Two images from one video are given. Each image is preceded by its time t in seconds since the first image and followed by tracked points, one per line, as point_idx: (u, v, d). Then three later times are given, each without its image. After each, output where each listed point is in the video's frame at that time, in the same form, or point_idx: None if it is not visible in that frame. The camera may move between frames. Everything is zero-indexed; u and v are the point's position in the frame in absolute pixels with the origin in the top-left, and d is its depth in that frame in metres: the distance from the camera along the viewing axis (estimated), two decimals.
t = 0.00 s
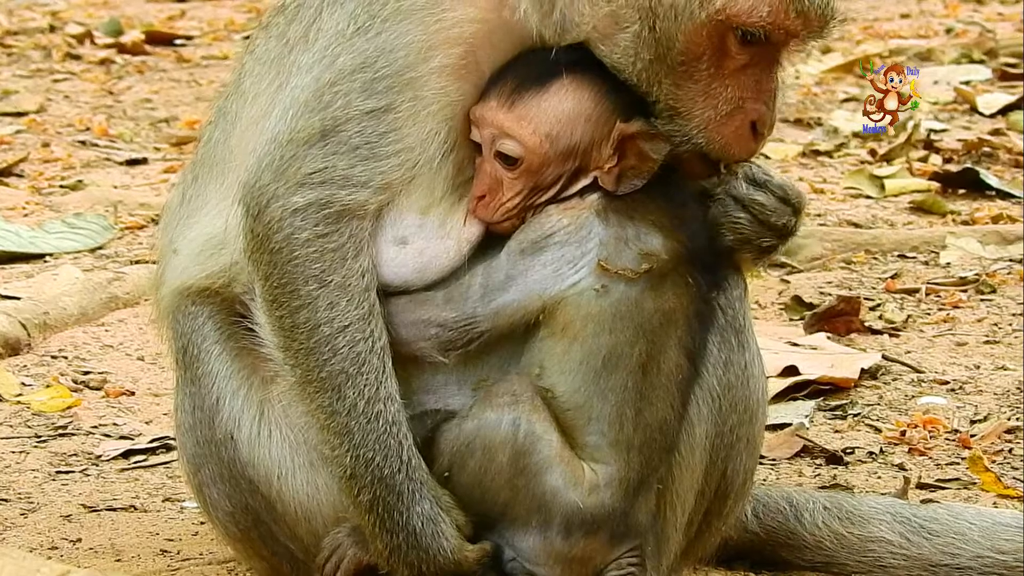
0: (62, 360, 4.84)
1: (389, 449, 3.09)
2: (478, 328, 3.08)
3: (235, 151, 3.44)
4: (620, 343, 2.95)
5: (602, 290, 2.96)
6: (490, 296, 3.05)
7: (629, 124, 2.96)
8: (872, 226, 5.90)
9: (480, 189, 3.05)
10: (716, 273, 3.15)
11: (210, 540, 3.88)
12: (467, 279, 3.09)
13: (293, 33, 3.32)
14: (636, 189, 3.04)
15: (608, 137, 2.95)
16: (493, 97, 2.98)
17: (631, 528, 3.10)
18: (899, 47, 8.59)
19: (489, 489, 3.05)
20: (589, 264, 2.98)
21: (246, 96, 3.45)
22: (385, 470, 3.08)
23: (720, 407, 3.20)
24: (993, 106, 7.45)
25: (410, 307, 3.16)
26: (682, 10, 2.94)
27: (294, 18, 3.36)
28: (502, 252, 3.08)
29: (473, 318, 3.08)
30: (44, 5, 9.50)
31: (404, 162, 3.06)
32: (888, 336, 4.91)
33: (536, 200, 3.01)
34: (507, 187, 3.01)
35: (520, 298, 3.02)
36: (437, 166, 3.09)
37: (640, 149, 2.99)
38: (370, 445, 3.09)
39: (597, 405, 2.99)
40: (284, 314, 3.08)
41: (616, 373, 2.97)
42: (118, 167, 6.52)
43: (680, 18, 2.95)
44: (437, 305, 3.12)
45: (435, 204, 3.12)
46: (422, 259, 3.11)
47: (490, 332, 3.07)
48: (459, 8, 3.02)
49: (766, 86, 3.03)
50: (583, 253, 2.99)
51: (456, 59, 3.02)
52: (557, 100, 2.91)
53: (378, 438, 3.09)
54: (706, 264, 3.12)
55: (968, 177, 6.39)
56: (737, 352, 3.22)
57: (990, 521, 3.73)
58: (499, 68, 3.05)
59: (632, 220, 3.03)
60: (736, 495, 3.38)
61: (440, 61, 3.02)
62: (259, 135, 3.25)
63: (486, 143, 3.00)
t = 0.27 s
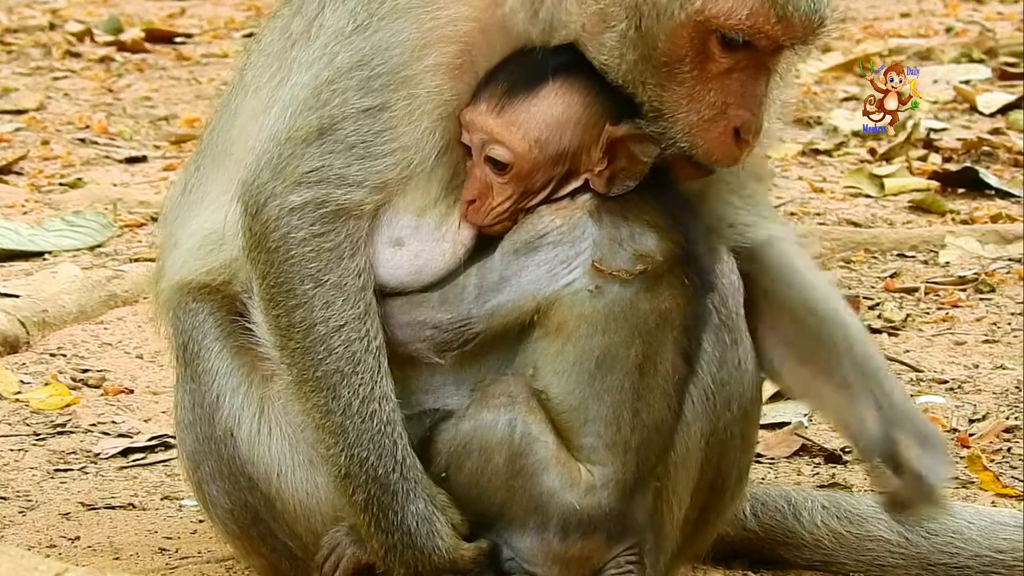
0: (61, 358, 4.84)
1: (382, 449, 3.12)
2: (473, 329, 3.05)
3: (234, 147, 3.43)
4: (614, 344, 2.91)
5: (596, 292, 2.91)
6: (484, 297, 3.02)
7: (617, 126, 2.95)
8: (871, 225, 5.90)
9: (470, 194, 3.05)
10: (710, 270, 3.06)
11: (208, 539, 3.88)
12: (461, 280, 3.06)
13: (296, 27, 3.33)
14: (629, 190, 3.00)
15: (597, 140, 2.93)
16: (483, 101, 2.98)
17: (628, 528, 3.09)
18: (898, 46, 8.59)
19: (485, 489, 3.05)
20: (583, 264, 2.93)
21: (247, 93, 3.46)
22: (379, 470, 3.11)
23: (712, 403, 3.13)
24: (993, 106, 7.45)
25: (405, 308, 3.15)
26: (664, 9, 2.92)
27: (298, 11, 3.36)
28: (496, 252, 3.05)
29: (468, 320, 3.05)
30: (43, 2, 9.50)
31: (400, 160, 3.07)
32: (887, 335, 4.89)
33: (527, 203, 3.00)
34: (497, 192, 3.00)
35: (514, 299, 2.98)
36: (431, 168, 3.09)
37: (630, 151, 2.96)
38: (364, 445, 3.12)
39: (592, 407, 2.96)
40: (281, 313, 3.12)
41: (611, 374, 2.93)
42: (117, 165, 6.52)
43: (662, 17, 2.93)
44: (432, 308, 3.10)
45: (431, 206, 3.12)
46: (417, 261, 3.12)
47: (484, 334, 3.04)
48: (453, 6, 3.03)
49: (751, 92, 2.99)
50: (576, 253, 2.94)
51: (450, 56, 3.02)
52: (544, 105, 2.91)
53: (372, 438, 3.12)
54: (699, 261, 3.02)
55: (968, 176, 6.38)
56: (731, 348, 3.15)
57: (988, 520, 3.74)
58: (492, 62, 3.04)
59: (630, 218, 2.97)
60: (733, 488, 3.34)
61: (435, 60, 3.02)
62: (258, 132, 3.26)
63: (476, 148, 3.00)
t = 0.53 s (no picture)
0: (60, 357, 4.84)
1: (376, 454, 3.12)
2: (466, 334, 3.06)
3: (234, 146, 3.42)
4: (604, 347, 2.99)
5: (585, 295, 2.98)
6: (476, 301, 3.03)
7: (600, 130, 2.96)
8: (870, 224, 5.89)
9: (455, 197, 3.06)
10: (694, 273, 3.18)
11: (208, 538, 3.88)
12: (453, 284, 3.07)
13: (297, 27, 3.28)
14: (614, 190, 3.04)
15: (580, 144, 2.95)
16: (463, 107, 2.98)
17: (624, 526, 3.15)
18: (898, 44, 8.58)
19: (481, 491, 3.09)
20: (573, 267, 2.99)
21: (248, 92, 3.43)
22: (373, 475, 3.12)
23: (699, 405, 3.11)
24: (993, 104, 7.44)
25: (399, 313, 3.16)
26: (648, 7, 2.89)
27: (299, 12, 3.31)
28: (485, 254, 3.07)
29: (461, 324, 3.05)
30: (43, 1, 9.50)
31: (394, 166, 3.05)
32: (886, 334, 4.90)
33: (512, 205, 3.03)
34: (481, 196, 3.03)
35: (505, 303, 3.01)
36: (425, 172, 3.08)
37: (614, 153, 2.97)
38: (358, 451, 3.12)
39: (583, 409, 3.04)
40: (275, 317, 3.12)
41: (601, 377, 3.01)
42: (117, 164, 6.52)
43: (647, 15, 2.90)
44: (425, 312, 3.10)
45: (425, 210, 3.12)
46: (411, 266, 3.12)
47: (478, 338, 3.05)
48: (445, 12, 2.99)
49: (740, 90, 2.94)
50: (564, 256, 2.99)
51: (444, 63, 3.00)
52: (526, 111, 2.93)
53: (366, 442, 3.12)
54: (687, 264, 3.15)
55: (967, 175, 6.37)
56: (716, 348, 3.14)
57: (987, 519, 3.73)
58: (481, 63, 3.01)
59: (619, 220, 3.04)
60: (723, 491, 3.25)
61: (427, 66, 3.00)
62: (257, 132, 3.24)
63: (459, 154, 3.00)
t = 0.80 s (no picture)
0: (57, 357, 4.84)
1: (370, 458, 3.12)
2: (464, 335, 3.04)
3: (221, 156, 3.45)
4: (601, 346, 2.96)
5: (584, 296, 2.95)
6: (474, 302, 3.01)
7: (603, 125, 2.92)
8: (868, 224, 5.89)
9: (457, 195, 3.02)
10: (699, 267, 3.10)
11: (206, 538, 3.88)
12: (450, 285, 3.05)
13: (279, 41, 3.34)
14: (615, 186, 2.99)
15: (582, 140, 2.91)
16: (464, 107, 2.94)
17: (622, 526, 3.10)
18: (896, 45, 8.58)
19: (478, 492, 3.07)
20: (572, 266, 2.96)
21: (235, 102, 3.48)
22: (366, 480, 3.11)
23: (701, 402, 3.14)
24: (991, 104, 7.43)
25: (394, 316, 3.15)
26: None
27: (281, 25, 3.37)
28: (483, 254, 3.05)
29: (458, 325, 3.04)
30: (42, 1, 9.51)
31: (381, 172, 3.08)
32: (884, 335, 4.90)
33: (514, 204, 2.99)
34: (483, 193, 2.99)
35: (503, 303, 2.99)
36: (413, 180, 3.11)
37: (616, 148, 2.94)
38: (352, 455, 3.12)
39: (581, 409, 3.01)
40: (265, 326, 3.12)
41: (599, 377, 2.98)
42: (114, 164, 6.52)
43: None
44: (422, 314, 3.08)
45: (415, 216, 3.14)
46: (402, 269, 3.14)
47: (475, 338, 3.04)
48: (434, 22, 3.05)
49: None
50: (564, 256, 2.96)
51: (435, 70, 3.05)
52: (528, 108, 2.89)
53: (360, 447, 3.12)
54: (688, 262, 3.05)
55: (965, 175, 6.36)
56: (716, 347, 3.16)
57: (984, 520, 3.73)
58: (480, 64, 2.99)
59: (617, 217, 2.99)
60: (721, 484, 3.32)
61: (415, 74, 3.05)
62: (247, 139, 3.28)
63: (460, 152, 2.95)
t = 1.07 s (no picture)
0: (56, 359, 4.84)
1: (368, 451, 3.13)
2: (458, 327, 3.06)
3: (212, 162, 3.50)
4: (595, 343, 2.93)
5: (577, 289, 2.95)
6: (467, 295, 3.03)
7: (604, 114, 2.98)
8: (866, 225, 5.89)
9: (457, 180, 3.07)
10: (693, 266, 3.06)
11: (204, 540, 3.88)
12: (444, 279, 3.07)
13: (262, 49, 3.40)
14: (614, 179, 3.01)
15: (583, 128, 2.97)
16: (465, 92, 3.01)
17: (617, 525, 3.05)
18: (894, 45, 8.58)
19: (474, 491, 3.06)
20: (566, 259, 2.97)
21: (225, 107, 3.52)
22: (364, 473, 3.12)
23: (694, 403, 3.16)
24: (988, 106, 7.44)
25: (387, 310, 3.16)
26: None
27: (263, 35, 3.44)
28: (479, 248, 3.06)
29: (452, 318, 3.05)
30: (40, 2, 9.50)
31: (372, 162, 3.12)
32: (882, 336, 4.90)
33: (512, 191, 3.02)
34: (482, 178, 3.04)
35: (497, 295, 3.00)
36: (404, 168, 3.16)
37: (616, 138, 2.99)
38: (349, 448, 3.13)
39: (575, 407, 2.98)
40: (260, 322, 3.14)
41: (593, 373, 2.95)
42: (112, 166, 6.52)
43: None
44: (416, 307, 3.10)
45: (408, 205, 3.18)
46: (395, 261, 3.17)
47: (469, 331, 3.05)
48: (421, 4, 3.11)
49: None
50: (558, 248, 2.98)
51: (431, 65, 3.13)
52: (528, 93, 2.95)
53: (357, 441, 3.13)
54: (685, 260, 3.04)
55: (962, 176, 6.36)
56: (711, 346, 3.17)
57: (982, 522, 3.73)
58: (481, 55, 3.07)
59: (611, 212, 2.98)
60: (718, 485, 3.34)
61: (404, 58, 3.11)
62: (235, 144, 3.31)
63: (461, 136, 3.03)
